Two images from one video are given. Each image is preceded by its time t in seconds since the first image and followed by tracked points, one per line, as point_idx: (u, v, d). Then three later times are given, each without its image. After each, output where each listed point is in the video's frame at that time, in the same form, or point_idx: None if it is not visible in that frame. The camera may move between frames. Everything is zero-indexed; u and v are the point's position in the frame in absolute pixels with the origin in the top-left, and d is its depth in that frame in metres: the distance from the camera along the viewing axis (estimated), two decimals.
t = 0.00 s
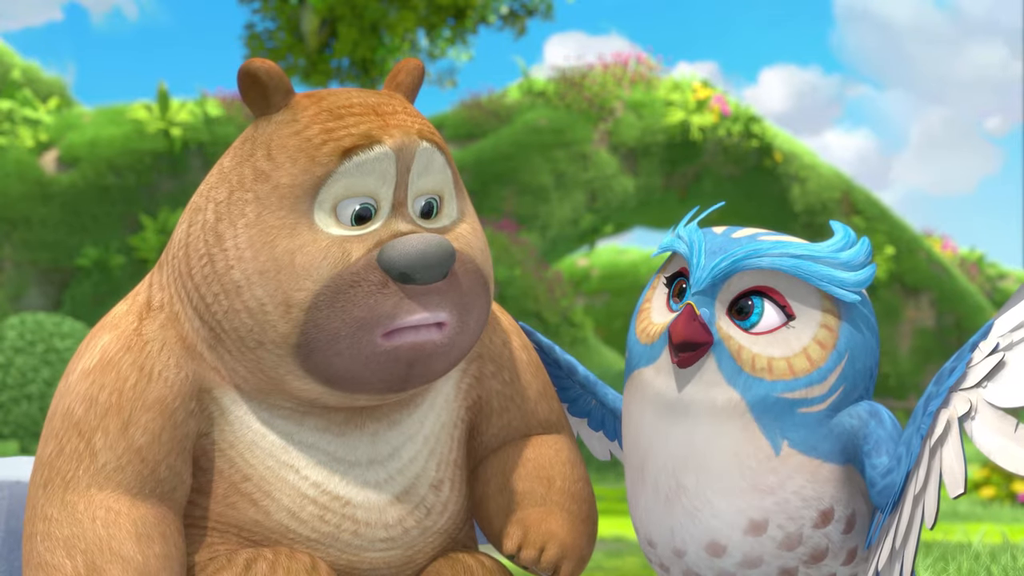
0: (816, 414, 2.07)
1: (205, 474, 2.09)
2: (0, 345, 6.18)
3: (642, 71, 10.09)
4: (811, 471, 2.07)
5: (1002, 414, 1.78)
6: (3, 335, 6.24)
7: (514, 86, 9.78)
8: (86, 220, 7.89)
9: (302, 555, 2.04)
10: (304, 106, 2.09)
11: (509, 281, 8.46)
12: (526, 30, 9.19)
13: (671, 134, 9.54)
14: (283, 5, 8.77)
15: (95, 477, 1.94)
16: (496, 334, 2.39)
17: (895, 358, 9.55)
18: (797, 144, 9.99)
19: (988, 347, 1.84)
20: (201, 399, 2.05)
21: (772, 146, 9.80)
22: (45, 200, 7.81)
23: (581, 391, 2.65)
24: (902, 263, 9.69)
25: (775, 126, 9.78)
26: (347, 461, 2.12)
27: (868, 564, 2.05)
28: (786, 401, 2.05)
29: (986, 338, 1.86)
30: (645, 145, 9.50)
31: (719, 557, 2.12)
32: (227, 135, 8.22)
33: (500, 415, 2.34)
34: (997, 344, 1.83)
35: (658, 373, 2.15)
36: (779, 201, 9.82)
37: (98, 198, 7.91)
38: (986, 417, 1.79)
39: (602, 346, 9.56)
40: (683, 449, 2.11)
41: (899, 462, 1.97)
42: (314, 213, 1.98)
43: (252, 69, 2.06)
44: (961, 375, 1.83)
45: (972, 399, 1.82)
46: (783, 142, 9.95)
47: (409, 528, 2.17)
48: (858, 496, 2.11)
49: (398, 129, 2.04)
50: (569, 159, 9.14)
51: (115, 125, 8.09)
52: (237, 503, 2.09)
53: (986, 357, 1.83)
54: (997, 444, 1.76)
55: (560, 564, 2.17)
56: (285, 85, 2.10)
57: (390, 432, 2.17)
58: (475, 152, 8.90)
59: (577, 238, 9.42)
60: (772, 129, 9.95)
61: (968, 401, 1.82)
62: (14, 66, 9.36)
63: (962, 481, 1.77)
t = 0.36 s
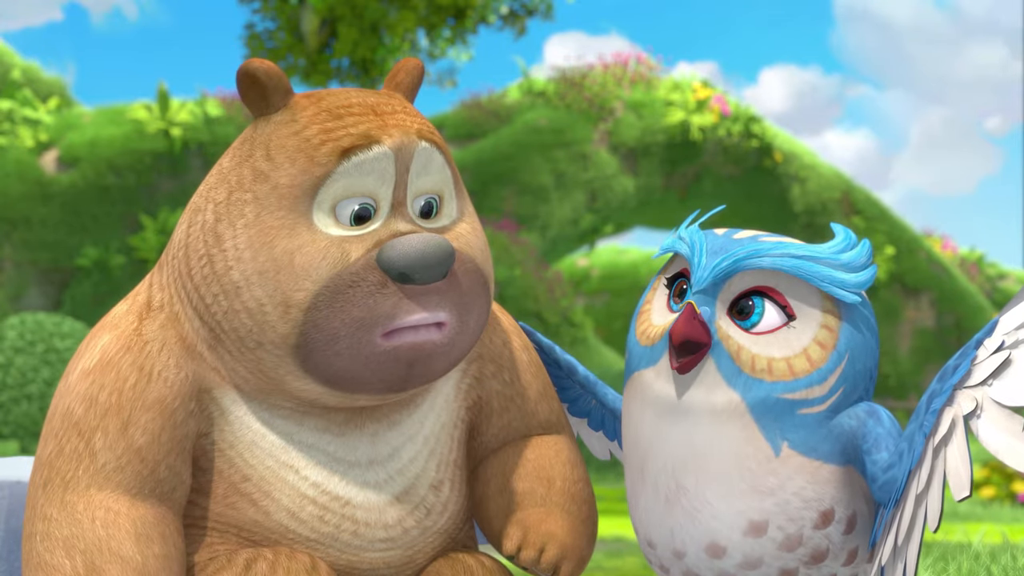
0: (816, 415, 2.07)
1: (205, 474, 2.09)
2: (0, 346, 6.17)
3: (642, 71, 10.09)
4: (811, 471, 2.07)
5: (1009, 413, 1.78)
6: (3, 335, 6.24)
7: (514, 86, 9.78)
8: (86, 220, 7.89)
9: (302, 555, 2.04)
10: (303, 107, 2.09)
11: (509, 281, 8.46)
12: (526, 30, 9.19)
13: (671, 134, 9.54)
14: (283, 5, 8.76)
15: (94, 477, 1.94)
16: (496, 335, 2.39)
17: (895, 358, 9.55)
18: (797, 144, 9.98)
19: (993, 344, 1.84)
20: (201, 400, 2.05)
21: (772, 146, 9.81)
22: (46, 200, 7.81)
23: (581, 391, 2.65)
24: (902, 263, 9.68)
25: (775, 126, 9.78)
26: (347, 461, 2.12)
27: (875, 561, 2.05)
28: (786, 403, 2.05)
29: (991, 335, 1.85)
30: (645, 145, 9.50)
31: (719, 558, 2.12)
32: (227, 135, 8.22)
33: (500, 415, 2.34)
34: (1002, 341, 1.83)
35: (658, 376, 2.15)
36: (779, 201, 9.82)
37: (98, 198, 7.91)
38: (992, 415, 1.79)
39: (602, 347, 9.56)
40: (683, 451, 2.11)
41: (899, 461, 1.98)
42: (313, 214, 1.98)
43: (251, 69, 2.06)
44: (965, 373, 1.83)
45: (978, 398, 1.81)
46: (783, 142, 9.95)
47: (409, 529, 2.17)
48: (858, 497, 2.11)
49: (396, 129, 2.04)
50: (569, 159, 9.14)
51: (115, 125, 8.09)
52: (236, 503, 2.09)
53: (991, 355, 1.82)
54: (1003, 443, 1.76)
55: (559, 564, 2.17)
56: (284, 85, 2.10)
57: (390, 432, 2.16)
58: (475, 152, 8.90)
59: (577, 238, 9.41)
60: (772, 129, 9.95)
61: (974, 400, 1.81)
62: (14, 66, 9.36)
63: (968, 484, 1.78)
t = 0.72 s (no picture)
0: (814, 418, 2.07)
1: (205, 474, 2.09)
2: (0, 346, 6.17)
3: (642, 71, 10.09)
4: (812, 471, 2.07)
5: (1011, 412, 1.77)
6: (3, 335, 6.24)
7: (514, 86, 9.78)
8: (86, 220, 7.89)
9: (302, 555, 2.04)
10: (303, 107, 2.09)
11: (509, 281, 8.46)
12: (526, 30, 9.19)
13: (671, 134, 9.54)
14: (283, 5, 8.76)
15: (94, 477, 1.94)
16: (497, 335, 2.39)
17: (895, 358, 9.56)
18: (797, 144, 9.98)
19: (995, 343, 1.84)
20: (201, 399, 2.05)
21: (772, 146, 9.81)
22: (45, 200, 7.81)
23: (581, 391, 2.65)
24: (902, 262, 9.68)
25: (775, 126, 9.78)
26: (347, 461, 2.12)
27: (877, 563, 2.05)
28: (784, 408, 2.06)
29: (993, 334, 1.85)
30: (645, 144, 9.50)
31: (719, 559, 2.12)
32: (227, 135, 8.21)
33: (500, 415, 2.34)
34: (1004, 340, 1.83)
35: (656, 393, 2.15)
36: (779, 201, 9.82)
37: (98, 198, 7.91)
38: (994, 414, 1.79)
39: (602, 347, 9.57)
40: (683, 454, 2.11)
41: (899, 462, 1.98)
42: (313, 213, 1.98)
43: (251, 69, 2.06)
44: (967, 372, 1.84)
45: (980, 397, 1.81)
46: (783, 142, 9.95)
47: (409, 529, 2.17)
48: (858, 497, 2.11)
49: (396, 129, 2.04)
50: (569, 159, 9.14)
51: (115, 125, 8.08)
52: (237, 502, 2.09)
53: (993, 354, 1.83)
54: (1006, 443, 1.76)
55: (560, 565, 2.17)
56: (283, 85, 2.10)
57: (390, 432, 2.16)
58: (475, 152, 8.91)
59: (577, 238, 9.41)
60: (772, 129, 9.95)
61: (976, 399, 1.82)
62: (14, 66, 9.36)
63: (970, 485, 1.77)
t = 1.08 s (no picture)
0: (817, 399, 2.07)
1: (205, 474, 2.09)
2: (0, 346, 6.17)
3: (642, 71, 10.10)
4: (812, 470, 2.07)
5: (1011, 412, 1.77)
6: (3, 335, 6.24)
7: (514, 86, 9.78)
8: (86, 219, 7.89)
9: (302, 555, 2.04)
10: (303, 107, 2.09)
11: (509, 281, 8.45)
12: (526, 30, 9.18)
13: (671, 134, 9.53)
14: (283, 5, 8.76)
15: (94, 476, 1.94)
16: (497, 335, 2.39)
17: (895, 358, 9.56)
18: (797, 144, 9.98)
19: (995, 343, 1.84)
20: (202, 399, 2.05)
21: (772, 146, 9.81)
22: (46, 200, 7.82)
23: (581, 391, 2.65)
24: (902, 263, 9.68)
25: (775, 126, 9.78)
26: (347, 461, 2.12)
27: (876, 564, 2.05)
28: (791, 376, 2.05)
29: (993, 334, 1.85)
30: (645, 144, 9.50)
31: (719, 559, 2.12)
32: (227, 135, 8.20)
33: (500, 415, 2.34)
34: (1004, 340, 1.83)
35: (661, 372, 2.15)
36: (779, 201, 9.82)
37: (98, 198, 7.92)
38: (994, 414, 1.79)
39: (602, 347, 9.57)
40: (683, 450, 2.11)
41: (899, 460, 1.98)
42: (313, 214, 1.98)
43: (251, 69, 2.06)
44: (966, 372, 1.84)
45: (980, 397, 1.81)
46: (783, 142, 9.95)
47: (409, 529, 2.17)
48: (858, 497, 2.11)
49: (396, 129, 2.04)
50: (569, 159, 9.14)
51: (115, 125, 8.08)
52: (236, 503, 2.09)
53: (993, 354, 1.82)
54: (1005, 443, 1.75)
55: (560, 566, 2.17)
56: (284, 85, 2.10)
57: (390, 432, 2.16)
58: (475, 152, 8.91)
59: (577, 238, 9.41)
60: (772, 129, 9.95)
61: (975, 399, 1.82)
62: (14, 66, 9.36)
63: (970, 485, 1.78)
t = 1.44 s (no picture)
0: (818, 398, 2.07)
1: (205, 474, 2.09)
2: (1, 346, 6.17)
3: (642, 71, 10.11)
4: (812, 470, 2.07)
5: (1010, 412, 1.77)
6: (3, 335, 6.23)
7: (514, 86, 9.79)
8: (86, 220, 7.89)
9: (302, 555, 2.04)
10: (303, 107, 2.09)
11: (509, 281, 8.45)
12: (526, 30, 9.19)
13: (671, 134, 9.53)
14: (283, 5, 8.76)
15: (94, 475, 1.94)
16: (497, 335, 2.39)
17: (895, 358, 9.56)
18: (797, 144, 9.98)
19: (993, 344, 1.83)
20: (202, 398, 2.05)
21: (772, 146, 9.81)
22: (46, 200, 7.82)
23: (581, 391, 2.65)
24: (902, 263, 9.68)
25: (775, 126, 9.78)
26: (347, 461, 2.12)
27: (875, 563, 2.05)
28: (791, 374, 2.06)
29: (992, 335, 1.85)
30: (645, 144, 9.49)
31: (719, 559, 2.12)
32: (227, 135, 8.19)
33: (500, 416, 2.34)
34: (1003, 341, 1.82)
35: (661, 369, 2.15)
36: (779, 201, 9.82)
37: (98, 198, 7.92)
38: (993, 414, 1.79)
39: (602, 347, 9.57)
40: (683, 450, 2.11)
41: (899, 460, 1.98)
42: (313, 214, 1.98)
43: (251, 69, 2.06)
44: (965, 372, 1.83)
45: (979, 398, 1.81)
46: (783, 142, 9.95)
47: (409, 529, 2.17)
48: (858, 497, 2.11)
49: (397, 129, 2.04)
50: (569, 159, 9.14)
51: (115, 125, 8.08)
52: (237, 503, 2.09)
53: (992, 355, 1.82)
54: (1004, 443, 1.76)
55: (559, 566, 2.17)
56: (283, 85, 2.10)
57: (390, 432, 2.17)
58: (475, 152, 8.92)
59: (577, 238, 9.40)
60: (772, 129, 9.95)
61: (974, 400, 1.82)
62: (14, 66, 9.37)
63: (969, 485, 1.78)
